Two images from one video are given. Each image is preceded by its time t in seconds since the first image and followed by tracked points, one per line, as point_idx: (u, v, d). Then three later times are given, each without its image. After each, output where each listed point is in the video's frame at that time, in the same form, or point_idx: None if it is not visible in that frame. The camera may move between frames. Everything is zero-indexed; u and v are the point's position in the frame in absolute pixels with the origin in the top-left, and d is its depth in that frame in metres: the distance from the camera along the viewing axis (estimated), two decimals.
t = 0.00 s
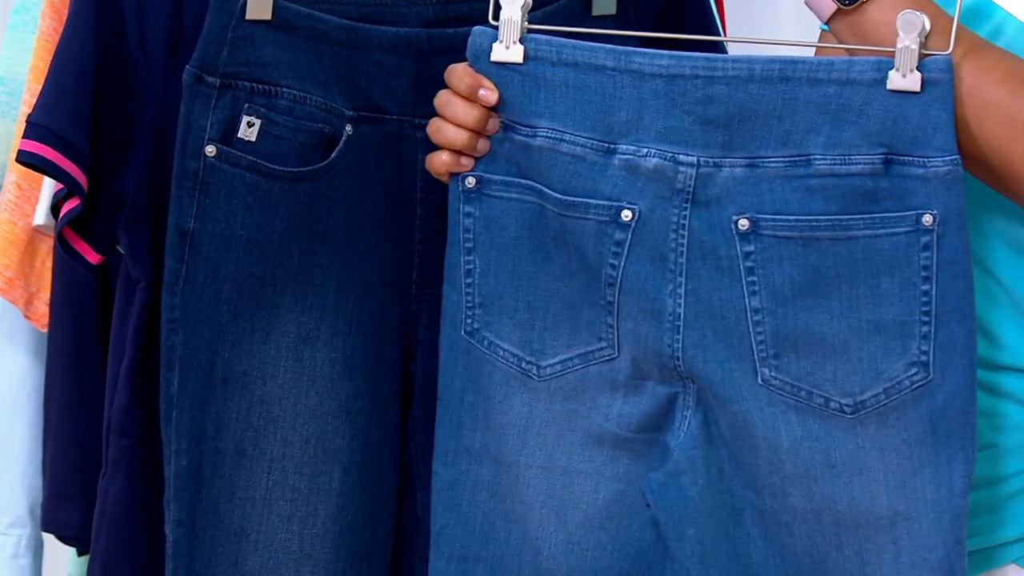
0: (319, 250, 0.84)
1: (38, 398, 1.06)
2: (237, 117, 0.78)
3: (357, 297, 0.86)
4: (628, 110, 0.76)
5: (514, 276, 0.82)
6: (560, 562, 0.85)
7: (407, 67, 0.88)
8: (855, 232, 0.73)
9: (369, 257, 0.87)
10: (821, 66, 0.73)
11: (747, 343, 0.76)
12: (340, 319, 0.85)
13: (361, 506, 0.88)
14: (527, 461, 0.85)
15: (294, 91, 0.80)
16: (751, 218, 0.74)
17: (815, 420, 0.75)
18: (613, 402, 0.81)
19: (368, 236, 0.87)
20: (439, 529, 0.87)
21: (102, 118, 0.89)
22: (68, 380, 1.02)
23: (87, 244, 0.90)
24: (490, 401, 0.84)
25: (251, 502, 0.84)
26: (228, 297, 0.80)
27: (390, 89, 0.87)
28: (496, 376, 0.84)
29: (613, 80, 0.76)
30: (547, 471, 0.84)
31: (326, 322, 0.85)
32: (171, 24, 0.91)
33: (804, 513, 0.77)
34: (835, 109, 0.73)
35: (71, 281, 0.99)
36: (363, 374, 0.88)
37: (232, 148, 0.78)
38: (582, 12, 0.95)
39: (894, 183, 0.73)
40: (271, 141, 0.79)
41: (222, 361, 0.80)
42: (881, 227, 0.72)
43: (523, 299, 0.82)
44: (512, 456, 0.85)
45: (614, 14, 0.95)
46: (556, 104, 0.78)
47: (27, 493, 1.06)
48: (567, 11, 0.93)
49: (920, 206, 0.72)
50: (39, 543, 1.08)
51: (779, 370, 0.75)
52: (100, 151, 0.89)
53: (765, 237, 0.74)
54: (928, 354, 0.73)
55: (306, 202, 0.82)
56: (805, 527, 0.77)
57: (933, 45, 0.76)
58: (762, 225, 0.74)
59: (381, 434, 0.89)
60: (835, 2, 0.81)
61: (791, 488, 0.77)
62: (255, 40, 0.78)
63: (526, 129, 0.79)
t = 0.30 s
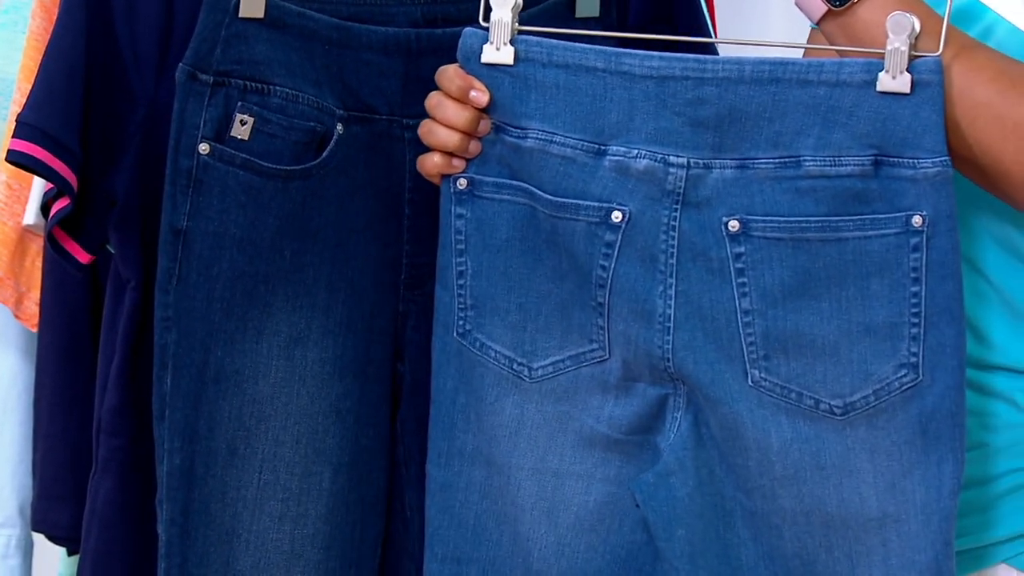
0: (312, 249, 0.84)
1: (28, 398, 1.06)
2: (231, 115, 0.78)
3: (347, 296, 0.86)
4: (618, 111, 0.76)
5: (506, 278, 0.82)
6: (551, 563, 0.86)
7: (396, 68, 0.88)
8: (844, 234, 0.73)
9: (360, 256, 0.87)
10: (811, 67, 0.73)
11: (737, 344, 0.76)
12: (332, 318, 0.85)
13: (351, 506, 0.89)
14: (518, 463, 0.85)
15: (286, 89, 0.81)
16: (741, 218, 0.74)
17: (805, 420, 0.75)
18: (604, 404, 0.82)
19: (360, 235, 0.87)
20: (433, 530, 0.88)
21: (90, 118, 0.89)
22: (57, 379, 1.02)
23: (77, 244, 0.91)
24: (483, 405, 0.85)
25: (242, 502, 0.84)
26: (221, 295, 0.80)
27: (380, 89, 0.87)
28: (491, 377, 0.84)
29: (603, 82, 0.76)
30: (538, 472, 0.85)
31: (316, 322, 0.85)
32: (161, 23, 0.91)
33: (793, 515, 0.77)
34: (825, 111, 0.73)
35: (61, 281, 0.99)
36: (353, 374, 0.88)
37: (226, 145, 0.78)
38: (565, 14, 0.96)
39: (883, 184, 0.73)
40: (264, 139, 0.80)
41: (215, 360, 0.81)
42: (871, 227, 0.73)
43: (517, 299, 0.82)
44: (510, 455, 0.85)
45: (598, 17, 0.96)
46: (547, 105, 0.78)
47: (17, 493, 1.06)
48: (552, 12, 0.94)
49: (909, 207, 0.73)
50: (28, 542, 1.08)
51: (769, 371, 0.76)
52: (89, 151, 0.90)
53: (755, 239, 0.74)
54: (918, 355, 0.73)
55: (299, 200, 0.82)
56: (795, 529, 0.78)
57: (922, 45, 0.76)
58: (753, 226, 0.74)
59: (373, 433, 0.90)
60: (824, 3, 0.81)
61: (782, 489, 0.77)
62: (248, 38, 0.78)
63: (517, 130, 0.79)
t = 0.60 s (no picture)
0: (313, 250, 0.85)
1: (26, 398, 1.05)
2: (233, 116, 0.80)
3: (348, 297, 0.87)
4: (681, 124, 0.73)
5: (553, 282, 0.79)
6: (579, 566, 0.83)
7: (398, 68, 0.86)
8: (896, 268, 0.69)
9: (362, 256, 0.87)
10: (871, 99, 0.68)
11: (783, 365, 0.73)
12: (334, 319, 0.86)
13: (354, 507, 0.89)
14: (552, 473, 0.83)
15: (288, 89, 0.81)
16: (796, 242, 0.71)
17: (850, 451, 0.72)
18: (642, 412, 0.78)
19: (361, 236, 0.87)
20: (459, 526, 0.85)
21: (88, 118, 0.89)
22: (55, 379, 1.02)
23: (76, 245, 0.90)
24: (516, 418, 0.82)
25: (247, 502, 0.86)
26: (224, 296, 0.82)
27: (380, 89, 0.86)
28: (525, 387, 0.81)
29: (670, 91, 0.73)
30: (572, 476, 0.82)
31: (319, 321, 0.86)
32: (160, 23, 0.91)
33: (828, 540, 0.74)
34: (883, 142, 0.68)
35: (59, 281, 0.99)
36: (356, 375, 0.88)
37: (228, 146, 0.79)
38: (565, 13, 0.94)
39: (939, 224, 0.67)
40: (266, 139, 0.80)
41: (219, 360, 0.82)
42: (922, 265, 0.68)
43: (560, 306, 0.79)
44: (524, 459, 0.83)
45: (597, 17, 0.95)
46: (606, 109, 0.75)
47: (16, 493, 1.06)
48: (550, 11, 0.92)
49: (961, 246, 0.67)
50: (26, 542, 1.08)
51: (813, 397, 0.72)
52: (88, 151, 0.89)
53: (808, 264, 0.71)
54: (961, 397, 0.68)
55: (300, 200, 0.83)
56: (827, 552, 0.75)
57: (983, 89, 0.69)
58: (806, 251, 0.71)
59: (376, 434, 0.90)
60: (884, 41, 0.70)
61: (818, 515, 0.74)
62: (249, 38, 0.79)
63: (580, 133, 0.76)
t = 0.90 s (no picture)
0: (318, 250, 0.86)
1: (27, 398, 1.06)
2: (238, 118, 0.83)
3: (353, 297, 0.88)
4: (896, 226, 0.62)
5: (802, 360, 0.69)
6: None
7: (401, 67, 0.88)
8: (1000, 426, 0.54)
9: (366, 256, 0.88)
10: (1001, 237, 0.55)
11: (915, 495, 0.60)
12: (338, 318, 0.87)
13: (360, 506, 0.89)
14: (754, 552, 0.71)
15: (291, 91, 0.84)
16: (944, 375, 0.58)
17: None
18: (850, 509, 0.66)
19: (365, 235, 0.88)
20: None
21: (88, 118, 0.89)
22: (55, 379, 1.02)
23: (75, 245, 0.90)
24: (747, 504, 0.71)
25: (254, 503, 0.87)
26: (230, 298, 0.84)
27: (382, 89, 0.88)
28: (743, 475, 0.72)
29: (892, 194, 0.62)
30: (778, 561, 0.69)
31: (324, 322, 0.87)
32: (160, 23, 0.91)
33: None
34: (1008, 295, 0.54)
35: (59, 281, 0.99)
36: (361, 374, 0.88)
37: (232, 148, 0.83)
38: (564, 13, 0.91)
39: None
40: (271, 141, 0.84)
41: (225, 361, 0.85)
42: None
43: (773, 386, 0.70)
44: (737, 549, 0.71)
45: (597, 14, 0.91)
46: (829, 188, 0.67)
47: (15, 492, 1.05)
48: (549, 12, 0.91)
49: None
50: (27, 543, 1.07)
51: (937, 533, 0.59)
52: (88, 151, 0.89)
53: (950, 401, 0.57)
54: None
55: (305, 202, 0.85)
56: None
57: None
58: (949, 387, 0.57)
59: (382, 434, 0.89)
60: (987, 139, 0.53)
61: None
62: (252, 41, 0.83)
63: (830, 197, 0.67)
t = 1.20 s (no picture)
0: (314, 250, 0.87)
1: (26, 398, 1.06)
2: (236, 118, 0.84)
3: (352, 298, 0.88)
4: None
5: None
6: None
7: (400, 67, 0.88)
8: None
9: (364, 257, 0.88)
10: None
11: None
12: (338, 318, 0.88)
13: (359, 506, 0.88)
14: None
15: (290, 91, 0.85)
16: None
17: None
18: None
19: (364, 235, 0.88)
20: None
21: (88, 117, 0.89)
22: (55, 380, 1.02)
23: (76, 245, 0.90)
24: (852, 531, 0.81)
25: (252, 503, 0.87)
26: (228, 299, 0.85)
27: (382, 89, 0.88)
28: (849, 499, 0.81)
29: None
30: None
31: (323, 322, 0.87)
32: (160, 23, 0.91)
33: None
34: None
35: (59, 282, 1.00)
36: (359, 373, 0.88)
37: (231, 148, 0.83)
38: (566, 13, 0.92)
39: None
40: (269, 142, 0.84)
41: (223, 361, 0.85)
42: None
43: (932, 441, 0.76)
44: (856, 567, 0.80)
45: (598, 14, 0.92)
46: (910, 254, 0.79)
47: (14, 492, 1.05)
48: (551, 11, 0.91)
49: None
50: (27, 543, 1.06)
51: None
52: (88, 151, 0.89)
53: None
54: None
55: (303, 202, 0.86)
56: None
57: None
58: None
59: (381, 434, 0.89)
60: None
61: None
62: (250, 40, 0.84)
63: None
